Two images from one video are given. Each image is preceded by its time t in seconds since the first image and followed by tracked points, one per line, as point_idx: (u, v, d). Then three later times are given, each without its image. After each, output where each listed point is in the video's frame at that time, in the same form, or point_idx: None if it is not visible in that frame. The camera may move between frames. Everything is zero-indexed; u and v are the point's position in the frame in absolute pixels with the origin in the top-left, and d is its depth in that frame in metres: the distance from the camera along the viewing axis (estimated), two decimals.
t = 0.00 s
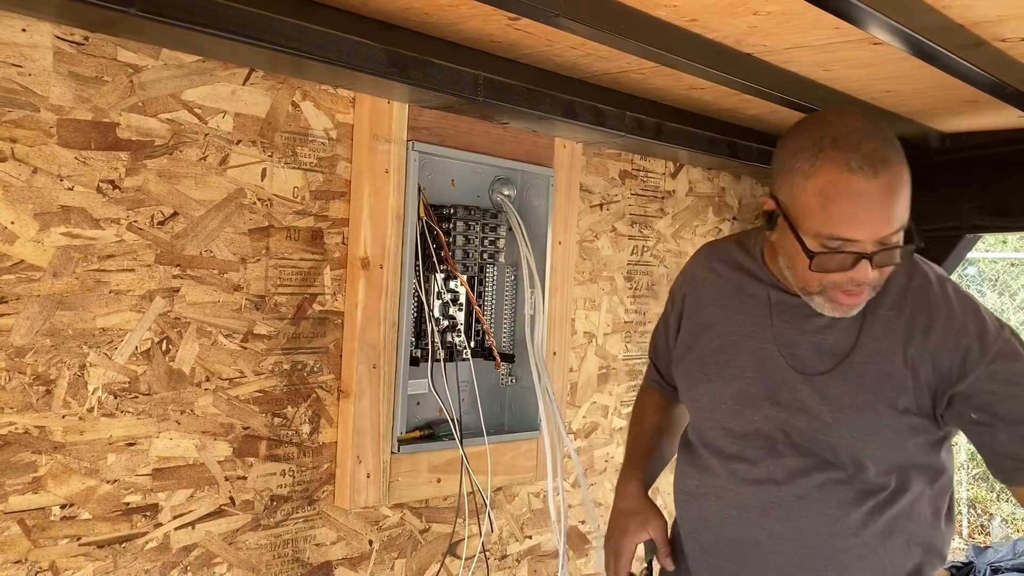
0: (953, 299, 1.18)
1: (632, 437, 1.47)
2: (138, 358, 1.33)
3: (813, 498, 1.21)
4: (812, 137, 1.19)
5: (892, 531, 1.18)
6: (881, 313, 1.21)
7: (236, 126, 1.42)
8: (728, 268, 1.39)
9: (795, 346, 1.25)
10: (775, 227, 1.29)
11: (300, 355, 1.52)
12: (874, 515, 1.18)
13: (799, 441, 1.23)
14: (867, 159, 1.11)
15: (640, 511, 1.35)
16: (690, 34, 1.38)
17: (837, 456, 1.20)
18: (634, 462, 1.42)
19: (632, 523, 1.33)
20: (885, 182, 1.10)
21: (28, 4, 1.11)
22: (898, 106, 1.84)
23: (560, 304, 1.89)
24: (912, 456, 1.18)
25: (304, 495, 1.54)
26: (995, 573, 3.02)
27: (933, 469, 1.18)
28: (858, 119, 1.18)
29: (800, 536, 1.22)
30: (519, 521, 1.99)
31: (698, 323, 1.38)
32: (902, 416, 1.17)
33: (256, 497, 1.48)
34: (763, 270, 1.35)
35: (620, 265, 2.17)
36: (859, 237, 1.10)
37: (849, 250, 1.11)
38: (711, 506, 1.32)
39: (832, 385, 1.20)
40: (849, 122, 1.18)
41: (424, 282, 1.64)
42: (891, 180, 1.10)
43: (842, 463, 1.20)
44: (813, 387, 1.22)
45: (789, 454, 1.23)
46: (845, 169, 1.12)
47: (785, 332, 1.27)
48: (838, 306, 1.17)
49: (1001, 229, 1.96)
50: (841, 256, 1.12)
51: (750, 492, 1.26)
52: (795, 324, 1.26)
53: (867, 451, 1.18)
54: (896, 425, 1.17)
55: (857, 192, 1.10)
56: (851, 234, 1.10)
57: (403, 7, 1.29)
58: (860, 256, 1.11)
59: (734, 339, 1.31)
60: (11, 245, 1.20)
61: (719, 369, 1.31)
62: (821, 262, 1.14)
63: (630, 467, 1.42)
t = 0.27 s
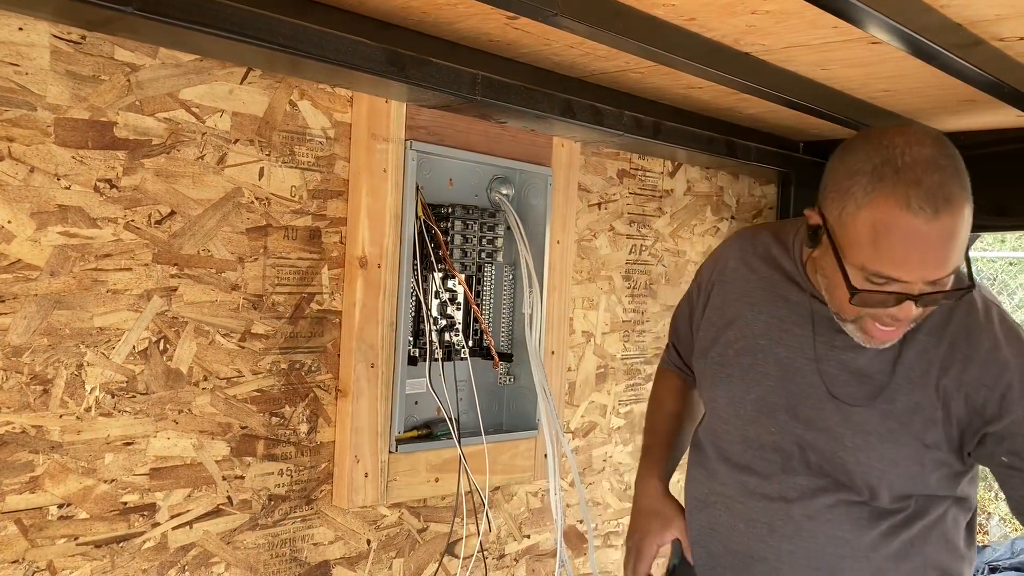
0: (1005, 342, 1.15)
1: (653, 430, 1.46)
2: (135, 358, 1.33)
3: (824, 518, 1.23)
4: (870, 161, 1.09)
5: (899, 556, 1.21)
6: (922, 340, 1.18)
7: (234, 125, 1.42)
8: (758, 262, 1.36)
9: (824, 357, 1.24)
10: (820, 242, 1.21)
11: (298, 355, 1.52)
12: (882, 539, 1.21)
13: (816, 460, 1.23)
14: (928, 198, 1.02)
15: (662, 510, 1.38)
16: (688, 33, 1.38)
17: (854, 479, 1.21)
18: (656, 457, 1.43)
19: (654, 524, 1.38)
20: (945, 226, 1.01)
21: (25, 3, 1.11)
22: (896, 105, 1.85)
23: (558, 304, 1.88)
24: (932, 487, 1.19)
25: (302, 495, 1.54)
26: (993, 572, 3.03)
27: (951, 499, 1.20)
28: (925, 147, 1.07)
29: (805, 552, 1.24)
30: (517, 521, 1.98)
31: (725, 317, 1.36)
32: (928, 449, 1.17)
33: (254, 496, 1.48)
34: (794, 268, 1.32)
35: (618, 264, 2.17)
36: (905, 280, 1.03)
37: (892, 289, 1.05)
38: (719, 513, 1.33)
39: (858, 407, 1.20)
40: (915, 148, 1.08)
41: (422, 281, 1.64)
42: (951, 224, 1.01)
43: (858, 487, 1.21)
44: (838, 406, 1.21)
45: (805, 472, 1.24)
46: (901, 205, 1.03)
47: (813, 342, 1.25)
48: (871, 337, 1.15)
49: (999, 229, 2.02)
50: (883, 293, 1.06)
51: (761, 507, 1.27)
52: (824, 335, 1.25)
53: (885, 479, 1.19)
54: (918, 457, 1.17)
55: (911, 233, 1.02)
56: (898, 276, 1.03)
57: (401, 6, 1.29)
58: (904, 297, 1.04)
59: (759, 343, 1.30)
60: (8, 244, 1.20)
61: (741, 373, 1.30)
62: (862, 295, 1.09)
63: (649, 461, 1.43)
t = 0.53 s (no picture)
0: None
1: (668, 474, 1.45)
2: (133, 357, 1.33)
3: (847, 521, 1.23)
4: (886, 158, 1.07)
5: (923, 556, 1.22)
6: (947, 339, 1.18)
7: (232, 124, 1.42)
8: (772, 264, 1.36)
9: (845, 361, 1.23)
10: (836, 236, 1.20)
11: (296, 354, 1.52)
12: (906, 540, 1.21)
13: (840, 465, 1.22)
14: (940, 202, 1.00)
15: (702, 555, 1.33)
16: (687, 32, 1.38)
17: (878, 484, 1.20)
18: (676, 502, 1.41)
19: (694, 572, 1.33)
20: (956, 230, 0.99)
21: (23, 1, 1.10)
22: (894, 104, 1.85)
23: (557, 303, 1.88)
24: (958, 488, 1.19)
25: (300, 494, 1.54)
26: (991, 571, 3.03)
27: (978, 500, 1.20)
28: (945, 145, 1.04)
29: (829, 555, 1.25)
30: (516, 520, 1.98)
31: (738, 318, 1.36)
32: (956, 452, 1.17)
33: (252, 495, 1.47)
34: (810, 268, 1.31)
35: (616, 263, 2.17)
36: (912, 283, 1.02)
37: (899, 292, 1.04)
38: (739, 518, 1.32)
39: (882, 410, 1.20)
40: (934, 146, 1.05)
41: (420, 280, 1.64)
42: (962, 229, 0.99)
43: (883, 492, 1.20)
44: (861, 410, 1.21)
45: (827, 477, 1.23)
46: (912, 208, 1.01)
47: (834, 345, 1.25)
48: (884, 335, 1.16)
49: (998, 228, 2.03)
50: (890, 294, 1.06)
51: (783, 511, 1.27)
52: (846, 337, 1.24)
53: (911, 483, 1.18)
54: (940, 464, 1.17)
55: (920, 237, 1.00)
56: (904, 279, 1.02)
57: (399, 5, 1.29)
58: (911, 299, 1.04)
59: (777, 344, 1.30)
60: (5, 243, 1.20)
61: (759, 375, 1.30)
62: (870, 295, 1.08)
63: (677, 509, 1.40)
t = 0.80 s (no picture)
0: None
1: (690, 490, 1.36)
2: (132, 355, 1.32)
3: (865, 519, 1.22)
4: (906, 154, 1.05)
5: (940, 554, 1.21)
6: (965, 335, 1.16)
7: (231, 122, 1.41)
8: (783, 259, 1.33)
9: (863, 358, 1.21)
10: (852, 230, 1.18)
11: (295, 353, 1.52)
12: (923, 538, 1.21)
13: (858, 465, 1.20)
14: (959, 201, 1.00)
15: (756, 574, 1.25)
16: (686, 30, 1.37)
17: (898, 484, 1.18)
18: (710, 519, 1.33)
19: None
20: (976, 229, 0.99)
21: None
22: (894, 103, 1.84)
23: (556, 301, 1.88)
24: (978, 487, 1.18)
25: (299, 493, 1.53)
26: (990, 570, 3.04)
27: (994, 498, 1.20)
28: (966, 142, 1.03)
29: (845, 554, 1.24)
30: (515, 519, 1.98)
31: (751, 313, 1.32)
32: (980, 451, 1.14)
33: (251, 494, 1.47)
34: (824, 264, 1.29)
35: (616, 261, 2.17)
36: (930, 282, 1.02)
37: (916, 289, 1.04)
38: (753, 517, 1.30)
39: (901, 409, 1.17)
40: (956, 143, 1.03)
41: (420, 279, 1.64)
42: (981, 228, 0.99)
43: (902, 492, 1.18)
44: (880, 409, 1.19)
45: (843, 477, 1.21)
46: (931, 207, 1.00)
47: (851, 342, 1.22)
48: (900, 331, 1.15)
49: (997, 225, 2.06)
50: (906, 291, 1.05)
51: (800, 510, 1.25)
52: (864, 335, 1.22)
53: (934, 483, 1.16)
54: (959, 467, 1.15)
55: (939, 236, 1.00)
56: (922, 277, 1.02)
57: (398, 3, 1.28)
58: (927, 296, 1.04)
59: (793, 342, 1.27)
60: (3, 241, 1.20)
61: (774, 373, 1.27)
62: (885, 292, 1.08)
63: (717, 533, 1.31)
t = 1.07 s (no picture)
0: None
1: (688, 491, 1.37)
2: (131, 354, 1.32)
3: (858, 521, 1.21)
4: (899, 158, 1.05)
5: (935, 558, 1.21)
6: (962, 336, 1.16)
7: (230, 121, 1.41)
8: (786, 258, 1.32)
9: (861, 358, 1.21)
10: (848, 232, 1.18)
11: (294, 352, 1.51)
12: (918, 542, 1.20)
13: (853, 467, 1.20)
14: (948, 206, 0.99)
15: None
16: (685, 29, 1.37)
17: (892, 487, 1.18)
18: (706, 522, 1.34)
19: None
20: (964, 236, 0.99)
21: None
22: (894, 102, 1.84)
23: (555, 300, 1.88)
24: (973, 492, 1.17)
25: (299, 492, 1.53)
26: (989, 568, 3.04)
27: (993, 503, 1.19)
28: (958, 147, 1.02)
29: (838, 555, 1.24)
30: (515, 518, 1.98)
31: (751, 311, 1.32)
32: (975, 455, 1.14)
33: (250, 494, 1.47)
34: (827, 264, 1.29)
35: (615, 260, 2.17)
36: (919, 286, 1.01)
37: (905, 293, 1.04)
38: (749, 517, 1.30)
39: (897, 411, 1.17)
40: (949, 147, 1.03)
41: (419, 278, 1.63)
42: (970, 234, 0.99)
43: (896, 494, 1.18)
44: (876, 411, 1.18)
45: (837, 477, 1.21)
46: (919, 211, 1.00)
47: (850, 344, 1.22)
48: (894, 334, 1.15)
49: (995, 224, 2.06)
50: (897, 295, 1.05)
51: (793, 510, 1.25)
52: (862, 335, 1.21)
53: (928, 486, 1.16)
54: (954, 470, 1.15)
55: (927, 242, 1.00)
56: (910, 281, 1.02)
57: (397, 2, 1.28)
58: (916, 301, 1.04)
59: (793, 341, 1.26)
60: (1, 241, 1.20)
61: (773, 372, 1.26)
62: (875, 295, 1.08)
63: (709, 535, 1.33)
